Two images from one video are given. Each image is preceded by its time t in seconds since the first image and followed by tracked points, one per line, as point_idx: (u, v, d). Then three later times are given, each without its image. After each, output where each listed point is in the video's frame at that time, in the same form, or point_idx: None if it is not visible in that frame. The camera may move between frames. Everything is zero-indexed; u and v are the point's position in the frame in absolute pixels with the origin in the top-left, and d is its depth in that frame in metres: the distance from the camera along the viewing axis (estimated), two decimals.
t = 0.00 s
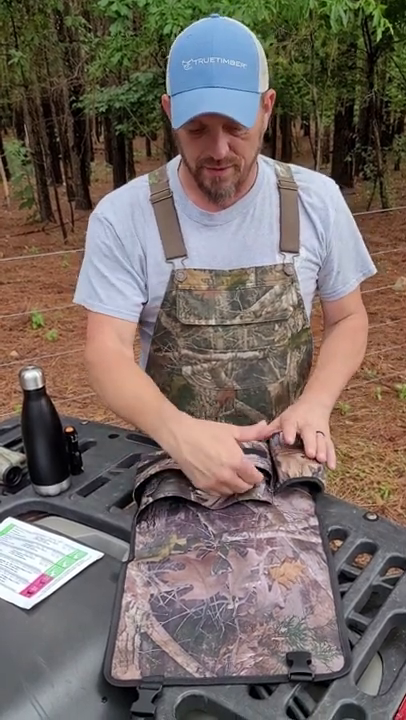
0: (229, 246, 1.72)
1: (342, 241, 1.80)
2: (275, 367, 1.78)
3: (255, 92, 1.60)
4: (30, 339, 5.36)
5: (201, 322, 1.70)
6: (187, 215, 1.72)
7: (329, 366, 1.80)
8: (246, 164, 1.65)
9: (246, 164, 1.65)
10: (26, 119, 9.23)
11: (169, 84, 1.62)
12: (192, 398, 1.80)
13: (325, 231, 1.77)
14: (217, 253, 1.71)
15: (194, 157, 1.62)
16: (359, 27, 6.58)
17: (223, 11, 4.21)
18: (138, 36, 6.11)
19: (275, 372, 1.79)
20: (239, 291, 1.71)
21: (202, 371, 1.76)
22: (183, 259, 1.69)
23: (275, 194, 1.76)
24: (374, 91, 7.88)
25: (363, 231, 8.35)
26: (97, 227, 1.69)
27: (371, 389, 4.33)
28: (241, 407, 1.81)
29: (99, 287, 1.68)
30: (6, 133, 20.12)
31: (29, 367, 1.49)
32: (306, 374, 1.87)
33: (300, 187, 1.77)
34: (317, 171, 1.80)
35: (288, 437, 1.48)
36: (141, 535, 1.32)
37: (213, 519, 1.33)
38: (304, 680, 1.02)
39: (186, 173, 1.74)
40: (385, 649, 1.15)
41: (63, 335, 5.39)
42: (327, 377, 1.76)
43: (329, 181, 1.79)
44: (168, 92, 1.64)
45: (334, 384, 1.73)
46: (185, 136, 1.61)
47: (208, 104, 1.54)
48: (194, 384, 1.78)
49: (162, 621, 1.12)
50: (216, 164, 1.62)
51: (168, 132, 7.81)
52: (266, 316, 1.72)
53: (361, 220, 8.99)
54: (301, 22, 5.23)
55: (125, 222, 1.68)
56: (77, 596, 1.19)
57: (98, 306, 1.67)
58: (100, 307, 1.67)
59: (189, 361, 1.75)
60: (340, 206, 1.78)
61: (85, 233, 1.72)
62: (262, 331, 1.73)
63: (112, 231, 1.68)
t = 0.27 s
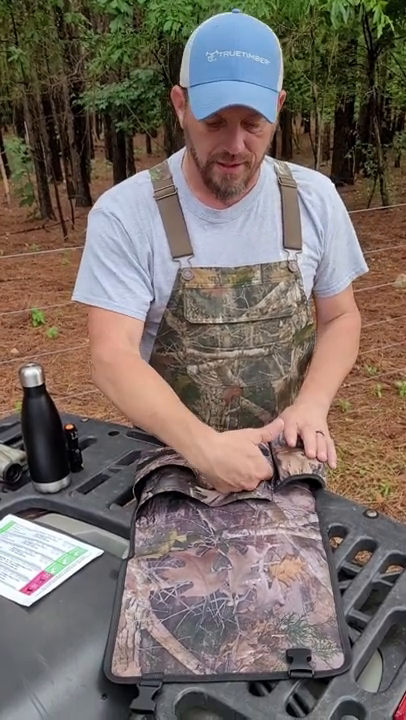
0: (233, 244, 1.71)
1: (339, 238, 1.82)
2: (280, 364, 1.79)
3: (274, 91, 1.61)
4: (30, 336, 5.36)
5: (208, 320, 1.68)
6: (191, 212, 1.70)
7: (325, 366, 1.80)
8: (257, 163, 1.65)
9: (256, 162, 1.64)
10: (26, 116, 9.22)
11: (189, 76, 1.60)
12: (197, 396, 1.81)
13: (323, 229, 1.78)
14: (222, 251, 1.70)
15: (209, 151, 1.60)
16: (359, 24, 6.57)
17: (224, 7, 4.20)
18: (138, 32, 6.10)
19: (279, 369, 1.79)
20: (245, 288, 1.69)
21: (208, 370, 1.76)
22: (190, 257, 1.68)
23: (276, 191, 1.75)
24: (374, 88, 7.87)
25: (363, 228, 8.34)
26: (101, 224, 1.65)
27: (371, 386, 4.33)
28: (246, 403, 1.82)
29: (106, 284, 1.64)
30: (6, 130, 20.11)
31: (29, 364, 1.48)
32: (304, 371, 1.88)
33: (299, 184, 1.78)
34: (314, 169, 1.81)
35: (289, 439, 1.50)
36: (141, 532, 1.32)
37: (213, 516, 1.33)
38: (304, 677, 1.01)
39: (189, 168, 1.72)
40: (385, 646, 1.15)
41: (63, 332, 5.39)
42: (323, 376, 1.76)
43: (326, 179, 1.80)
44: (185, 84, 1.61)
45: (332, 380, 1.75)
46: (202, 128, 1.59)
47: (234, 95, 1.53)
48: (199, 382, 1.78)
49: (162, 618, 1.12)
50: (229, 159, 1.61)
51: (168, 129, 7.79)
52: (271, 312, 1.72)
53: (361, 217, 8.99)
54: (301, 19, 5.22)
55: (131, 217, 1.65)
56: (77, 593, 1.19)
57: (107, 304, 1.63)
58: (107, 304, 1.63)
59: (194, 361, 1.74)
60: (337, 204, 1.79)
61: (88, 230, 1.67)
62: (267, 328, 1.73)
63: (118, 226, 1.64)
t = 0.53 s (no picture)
0: (235, 242, 1.72)
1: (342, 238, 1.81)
2: (281, 363, 1.78)
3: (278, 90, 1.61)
4: (30, 334, 5.36)
5: (208, 319, 1.69)
6: (193, 210, 1.70)
7: (326, 366, 1.82)
8: (259, 161, 1.64)
9: (258, 162, 1.64)
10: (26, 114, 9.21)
11: (192, 73, 1.61)
12: (198, 396, 1.80)
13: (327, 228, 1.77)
14: (222, 250, 1.71)
15: (209, 149, 1.60)
16: (359, 21, 6.56)
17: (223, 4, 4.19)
18: (139, 29, 6.10)
19: (281, 368, 1.79)
20: (246, 287, 1.70)
21: (209, 369, 1.75)
22: (189, 256, 1.68)
23: (280, 190, 1.75)
24: (375, 85, 7.86)
25: (363, 225, 8.33)
26: (94, 220, 1.67)
27: (371, 383, 4.33)
28: (247, 402, 1.82)
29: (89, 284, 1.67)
30: (7, 127, 20.10)
31: (28, 362, 1.49)
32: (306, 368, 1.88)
33: (302, 183, 1.77)
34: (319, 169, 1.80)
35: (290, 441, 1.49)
36: (140, 531, 1.32)
37: (213, 515, 1.33)
38: (303, 676, 1.01)
39: (191, 164, 1.71)
40: (385, 644, 1.15)
41: (63, 330, 5.39)
42: (326, 376, 1.77)
43: (329, 178, 1.80)
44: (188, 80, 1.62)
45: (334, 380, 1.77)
46: (203, 126, 1.59)
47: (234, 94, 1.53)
48: (200, 382, 1.77)
49: (161, 616, 1.12)
50: (229, 158, 1.61)
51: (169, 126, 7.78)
52: (272, 311, 1.72)
53: (361, 214, 8.98)
54: (301, 15, 5.21)
55: (123, 221, 1.66)
56: (76, 591, 1.19)
57: (86, 305, 1.67)
58: (86, 304, 1.68)
59: (197, 361, 1.74)
60: (341, 204, 1.78)
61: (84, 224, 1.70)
62: (269, 327, 1.73)
63: (110, 228, 1.66)
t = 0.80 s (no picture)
0: (231, 240, 1.73)
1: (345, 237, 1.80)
2: (276, 363, 1.77)
3: (266, 87, 1.61)
4: (30, 332, 5.36)
5: (201, 317, 1.70)
6: (190, 209, 1.73)
7: (332, 363, 1.83)
8: (251, 159, 1.64)
9: (251, 158, 1.64)
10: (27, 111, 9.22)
11: (182, 72, 1.63)
12: (192, 393, 1.80)
13: (329, 227, 1.77)
14: (216, 249, 1.72)
15: (199, 147, 1.61)
16: (361, 19, 6.56)
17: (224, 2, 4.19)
18: (140, 27, 6.11)
19: (276, 368, 1.78)
20: (241, 287, 1.70)
21: (202, 366, 1.75)
22: (184, 252, 1.71)
23: (280, 190, 1.75)
24: (376, 83, 7.86)
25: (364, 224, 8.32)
26: (93, 219, 1.73)
27: (372, 381, 4.33)
28: (242, 402, 1.81)
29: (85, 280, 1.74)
30: (7, 124, 20.07)
31: (28, 360, 1.49)
32: (306, 372, 1.86)
33: (305, 182, 1.76)
34: (325, 169, 1.79)
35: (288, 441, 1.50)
36: (139, 531, 1.32)
37: (212, 514, 1.33)
38: (300, 676, 1.02)
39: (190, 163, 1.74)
40: (384, 642, 1.16)
41: (63, 328, 5.39)
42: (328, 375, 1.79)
43: (333, 177, 1.78)
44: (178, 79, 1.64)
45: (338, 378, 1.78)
46: (193, 124, 1.60)
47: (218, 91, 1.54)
48: (194, 379, 1.78)
49: (158, 614, 1.12)
50: (220, 156, 1.61)
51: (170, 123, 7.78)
52: (267, 311, 1.72)
53: (362, 212, 8.96)
54: (302, 13, 5.20)
55: (120, 221, 1.71)
56: (75, 589, 1.20)
57: (82, 301, 1.75)
58: (82, 300, 1.75)
59: (193, 359, 1.75)
60: (345, 204, 1.77)
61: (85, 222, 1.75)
62: (263, 327, 1.73)
63: (107, 227, 1.71)
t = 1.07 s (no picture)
0: (226, 239, 1.73)
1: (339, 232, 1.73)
2: (273, 360, 1.76)
3: (262, 86, 1.60)
4: (31, 331, 5.36)
5: (197, 314, 1.70)
6: (187, 206, 1.74)
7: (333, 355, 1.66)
8: (249, 158, 1.64)
9: (248, 157, 1.64)
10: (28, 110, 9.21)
11: (178, 72, 1.63)
12: (190, 391, 1.80)
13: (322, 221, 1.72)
14: (212, 248, 1.72)
15: (196, 147, 1.61)
16: (361, 18, 6.56)
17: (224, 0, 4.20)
18: (140, 26, 6.11)
19: (274, 365, 1.77)
20: (236, 285, 1.70)
21: (200, 365, 1.75)
22: (180, 251, 1.72)
23: (275, 187, 1.74)
24: (377, 82, 7.86)
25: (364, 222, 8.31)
26: (94, 218, 1.77)
27: (372, 380, 4.33)
28: (240, 401, 1.80)
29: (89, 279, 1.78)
30: (8, 124, 20.06)
31: (29, 360, 1.49)
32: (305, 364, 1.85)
33: (301, 180, 1.74)
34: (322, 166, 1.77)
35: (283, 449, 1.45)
36: (140, 530, 1.33)
37: (212, 513, 1.33)
38: (300, 676, 1.02)
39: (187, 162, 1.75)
40: (384, 641, 1.15)
41: (64, 327, 5.39)
42: (323, 371, 1.62)
43: (331, 174, 1.75)
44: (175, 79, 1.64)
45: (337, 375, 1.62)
46: (190, 124, 1.61)
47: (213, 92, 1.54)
48: (191, 376, 1.78)
49: (158, 614, 1.13)
50: (217, 155, 1.61)
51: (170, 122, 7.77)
52: (262, 309, 1.71)
53: (362, 211, 8.95)
54: (303, 12, 5.20)
55: (118, 220, 1.75)
56: (75, 588, 1.20)
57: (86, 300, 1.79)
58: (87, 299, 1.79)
59: (188, 354, 1.75)
60: (340, 200, 1.73)
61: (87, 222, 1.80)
62: (260, 325, 1.72)
63: (105, 225, 1.76)
